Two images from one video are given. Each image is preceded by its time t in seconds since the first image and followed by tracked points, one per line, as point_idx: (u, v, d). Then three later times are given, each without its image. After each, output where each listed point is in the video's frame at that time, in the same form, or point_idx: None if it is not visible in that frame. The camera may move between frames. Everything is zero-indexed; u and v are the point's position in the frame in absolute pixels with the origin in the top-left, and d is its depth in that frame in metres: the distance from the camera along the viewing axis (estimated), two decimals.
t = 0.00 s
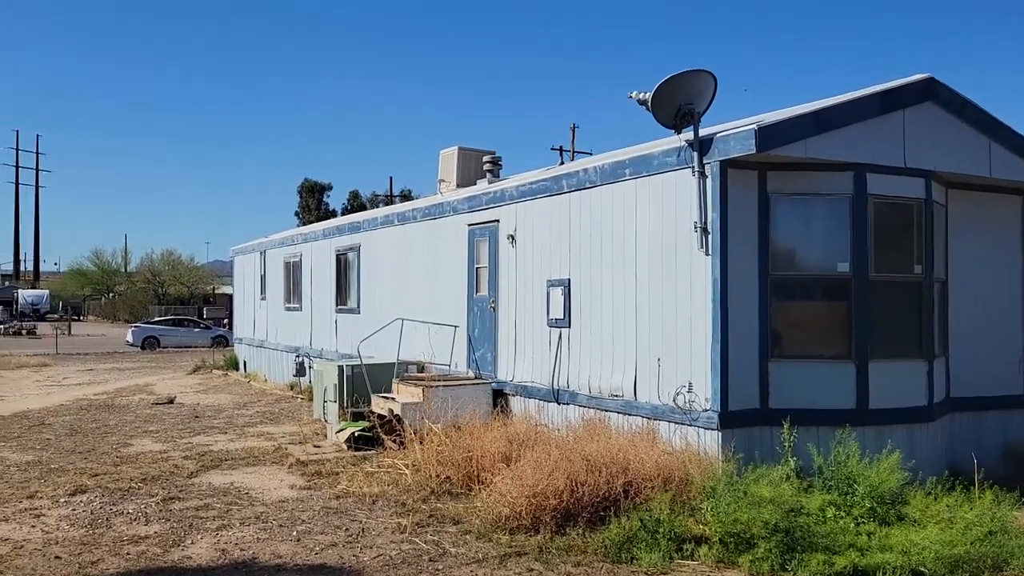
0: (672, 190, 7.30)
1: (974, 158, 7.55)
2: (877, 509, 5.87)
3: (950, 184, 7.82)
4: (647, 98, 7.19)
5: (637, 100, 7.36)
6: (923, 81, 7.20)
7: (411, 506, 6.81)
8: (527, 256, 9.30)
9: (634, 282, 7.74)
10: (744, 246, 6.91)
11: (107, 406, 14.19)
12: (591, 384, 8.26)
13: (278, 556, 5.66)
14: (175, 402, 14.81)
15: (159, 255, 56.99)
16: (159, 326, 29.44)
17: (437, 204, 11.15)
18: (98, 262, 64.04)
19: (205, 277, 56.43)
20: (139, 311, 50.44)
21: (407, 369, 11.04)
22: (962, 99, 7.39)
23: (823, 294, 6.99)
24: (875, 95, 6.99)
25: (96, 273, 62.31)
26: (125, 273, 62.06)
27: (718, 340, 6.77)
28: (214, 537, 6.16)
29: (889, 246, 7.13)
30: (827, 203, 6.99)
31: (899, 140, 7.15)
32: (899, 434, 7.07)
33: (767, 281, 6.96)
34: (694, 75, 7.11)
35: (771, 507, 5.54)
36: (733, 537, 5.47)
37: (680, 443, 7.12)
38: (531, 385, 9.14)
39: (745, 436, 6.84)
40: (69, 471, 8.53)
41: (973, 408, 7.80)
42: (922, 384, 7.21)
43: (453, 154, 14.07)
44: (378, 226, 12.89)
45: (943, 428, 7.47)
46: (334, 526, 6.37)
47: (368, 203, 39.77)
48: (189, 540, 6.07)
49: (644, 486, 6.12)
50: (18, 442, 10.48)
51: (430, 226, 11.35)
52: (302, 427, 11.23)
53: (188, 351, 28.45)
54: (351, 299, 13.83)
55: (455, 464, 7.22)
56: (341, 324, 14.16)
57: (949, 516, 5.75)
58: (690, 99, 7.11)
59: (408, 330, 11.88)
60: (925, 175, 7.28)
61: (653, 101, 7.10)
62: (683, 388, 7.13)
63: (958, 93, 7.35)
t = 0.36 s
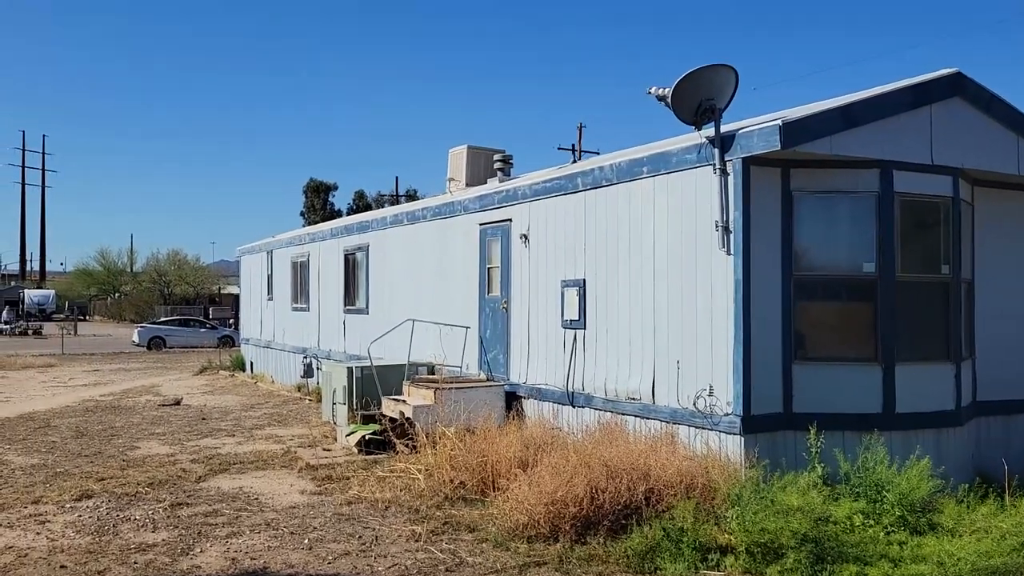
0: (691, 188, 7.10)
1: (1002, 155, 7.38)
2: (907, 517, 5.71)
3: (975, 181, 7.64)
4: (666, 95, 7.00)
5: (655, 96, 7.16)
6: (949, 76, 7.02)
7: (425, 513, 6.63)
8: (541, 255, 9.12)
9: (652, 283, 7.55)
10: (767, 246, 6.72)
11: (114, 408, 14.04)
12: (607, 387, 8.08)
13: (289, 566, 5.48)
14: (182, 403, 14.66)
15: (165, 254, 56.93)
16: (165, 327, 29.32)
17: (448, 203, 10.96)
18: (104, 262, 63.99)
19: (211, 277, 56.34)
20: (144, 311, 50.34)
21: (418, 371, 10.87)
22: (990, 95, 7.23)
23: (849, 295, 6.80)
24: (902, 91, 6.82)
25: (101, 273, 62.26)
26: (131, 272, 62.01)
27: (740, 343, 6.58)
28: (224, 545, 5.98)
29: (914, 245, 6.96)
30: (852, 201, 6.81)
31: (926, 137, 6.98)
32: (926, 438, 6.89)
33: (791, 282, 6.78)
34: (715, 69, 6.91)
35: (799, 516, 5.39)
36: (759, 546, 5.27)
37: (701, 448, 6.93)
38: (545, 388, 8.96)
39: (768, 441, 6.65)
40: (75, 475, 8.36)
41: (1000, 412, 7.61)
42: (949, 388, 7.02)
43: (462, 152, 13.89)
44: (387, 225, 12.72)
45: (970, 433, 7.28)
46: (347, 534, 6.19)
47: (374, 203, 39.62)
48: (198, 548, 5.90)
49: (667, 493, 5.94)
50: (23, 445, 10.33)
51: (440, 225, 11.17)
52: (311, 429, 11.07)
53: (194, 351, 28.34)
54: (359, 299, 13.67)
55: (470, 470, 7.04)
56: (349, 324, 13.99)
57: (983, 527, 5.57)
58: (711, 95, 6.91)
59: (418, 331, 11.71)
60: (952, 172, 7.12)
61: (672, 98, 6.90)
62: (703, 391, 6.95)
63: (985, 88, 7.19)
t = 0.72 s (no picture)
0: (709, 184, 6.88)
1: None
2: (937, 525, 5.50)
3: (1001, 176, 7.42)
4: (683, 87, 6.77)
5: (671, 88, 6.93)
6: (976, 67, 6.80)
7: (435, 518, 6.41)
8: (553, 253, 8.90)
9: (668, 282, 7.33)
10: (789, 244, 6.50)
11: (118, 408, 13.86)
12: (621, 388, 7.86)
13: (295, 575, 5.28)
14: (187, 404, 14.48)
15: (171, 254, 56.88)
16: (171, 326, 29.19)
17: (457, 201, 10.75)
18: (111, 261, 63.94)
19: (217, 276, 56.26)
20: (151, 310, 50.26)
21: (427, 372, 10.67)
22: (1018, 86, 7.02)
23: (873, 294, 6.57)
24: (929, 82, 6.59)
25: (108, 273, 62.22)
26: (138, 272, 61.97)
27: (762, 344, 6.35)
28: (228, 553, 5.78)
29: (940, 243, 6.74)
30: (876, 197, 6.58)
31: (953, 130, 6.76)
32: (953, 442, 6.68)
33: (813, 281, 6.55)
34: (735, 60, 6.67)
35: (825, 525, 5.19)
36: (785, 556, 5.01)
37: (720, 453, 6.71)
38: (557, 389, 8.75)
39: (790, 445, 6.43)
40: (76, 479, 8.17)
41: None
42: (976, 390, 6.81)
43: (471, 150, 13.66)
44: (394, 224, 12.52)
45: (998, 436, 7.07)
46: (355, 541, 5.98)
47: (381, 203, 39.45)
48: (201, 556, 5.70)
49: (687, 500, 5.72)
50: (25, 447, 10.14)
51: (449, 223, 10.96)
52: (318, 431, 10.87)
53: (200, 351, 28.18)
54: (366, 299, 13.47)
55: (481, 474, 6.83)
56: (356, 324, 13.79)
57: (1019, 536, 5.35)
58: (731, 88, 6.69)
59: (426, 331, 11.51)
60: (979, 167, 6.91)
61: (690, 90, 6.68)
62: (722, 394, 6.72)
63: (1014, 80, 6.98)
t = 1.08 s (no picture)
0: (724, 180, 6.64)
1: None
2: (964, 535, 5.27)
3: None
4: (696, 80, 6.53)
5: (682, 81, 6.69)
6: (1001, 58, 6.57)
7: (439, 526, 6.18)
8: (561, 252, 8.66)
9: (680, 281, 7.09)
10: (807, 242, 6.26)
11: (119, 410, 13.67)
12: (631, 391, 7.62)
13: None
14: (189, 405, 14.27)
15: (176, 254, 56.77)
16: (175, 327, 29.02)
17: (462, 198, 10.53)
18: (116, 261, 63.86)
19: (222, 276, 56.14)
20: (155, 311, 50.09)
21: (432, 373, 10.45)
22: None
23: (894, 294, 6.33)
24: (953, 73, 6.35)
25: (112, 273, 62.13)
26: (143, 271, 61.87)
27: (779, 346, 6.11)
28: (224, 563, 5.55)
29: (964, 240, 6.49)
30: (898, 193, 6.34)
31: (977, 123, 6.52)
32: (977, 447, 6.44)
33: (832, 280, 6.31)
34: (749, 50, 6.43)
35: (849, 537, 4.95)
36: (806, 570, 4.76)
37: (736, 459, 6.47)
38: (565, 391, 8.52)
39: (808, 450, 6.19)
40: (72, 483, 7.96)
41: None
42: (1000, 393, 6.57)
43: (476, 148, 13.44)
44: (398, 222, 12.30)
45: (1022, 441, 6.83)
46: (356, 551, 5.75)
47: (386, 202, 39.26)
48: (196, 566, 5.47)
49: (702, 509, 5.48)
50: (22, 449, 9.94)
51: (454, 221, 10.74)
52: (320, 434, 10.65)
53: (204, 352, 28.01)
54: (370, 299, 13.25)
55: (487, 480, 6.60)
56: (360, 324, 13.58)
57: None
58: (746, 79, 6.45)
59: (431, 331, 11.28)
60: (1004, 162, 6.67)
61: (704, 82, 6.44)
62: (737, 397, 6.48)
63: None
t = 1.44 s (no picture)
0: (733, 176, 6.45)
1: None
2: (984, 543, 5.07)
3: None
4: (704, 73, 6.35)
5: (690, 74, 6.51)
6: (1019, 50, 6.38)
7: (440, 533, 6.00)
8: (565, 251, 8.48)
9: (688, 281, 6.90)
10: (819, 240, 6.07)
11: (116, 411, 13.50)
12: (637, 393, 7.44)
13: None
14: (188, 406, 14.11)
15: (178, 253, 56.64)
16: (175, 327, 28.87)
17: (464, 196, 10.35)
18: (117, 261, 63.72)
19: (223, 276, 56.00)
20: (156, 311, 49.93)
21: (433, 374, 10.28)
22: None
23: (909, 293, 6.15)
24: (969, 66, 6.16)
25: (114, 272, 61.98)
26: (144, 271, 61.74)
27: (790, 347, 5.93)
28: (218, 571, 5.38)
29: (980, 238, 6.31)
30: (912, 189, 6.15)
31: (994, 118, 6.34)
32: (994, 451, 6.26)
33: (845, 279, 6.12)
34: (759, 42, 6.24)
35: (866, 546, 4.77)
36: None
37: (747, 463, 6.29)
38: (569, 393, 8.34)
39: (821, 454, 6.01)
40: (65, 487, 7.78)
41: None
42: (1019, 396, 6.38)
43: (478, 145, 13.25)
44: (400, 221, 12.12)
45: None
46: (354, 559, 5.57)
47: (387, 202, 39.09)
48: None
49: (712, 516, 5.29)
50: (16, 452, 9.77)
51: (456, 220, 10.56)
52: (320, 436, 10.48)
53: (204, 352, 27.86)
54: (371, 299, 13.07)
55: (490, 484, 6.42)
56: (361, 324, 13.40)
57: None
58: (756, 72, 6.26)
59: (433, 331, 11.11)
60: (1021, 158, 6.49)
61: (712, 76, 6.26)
62: (747, 400, 6.30)
63: None
